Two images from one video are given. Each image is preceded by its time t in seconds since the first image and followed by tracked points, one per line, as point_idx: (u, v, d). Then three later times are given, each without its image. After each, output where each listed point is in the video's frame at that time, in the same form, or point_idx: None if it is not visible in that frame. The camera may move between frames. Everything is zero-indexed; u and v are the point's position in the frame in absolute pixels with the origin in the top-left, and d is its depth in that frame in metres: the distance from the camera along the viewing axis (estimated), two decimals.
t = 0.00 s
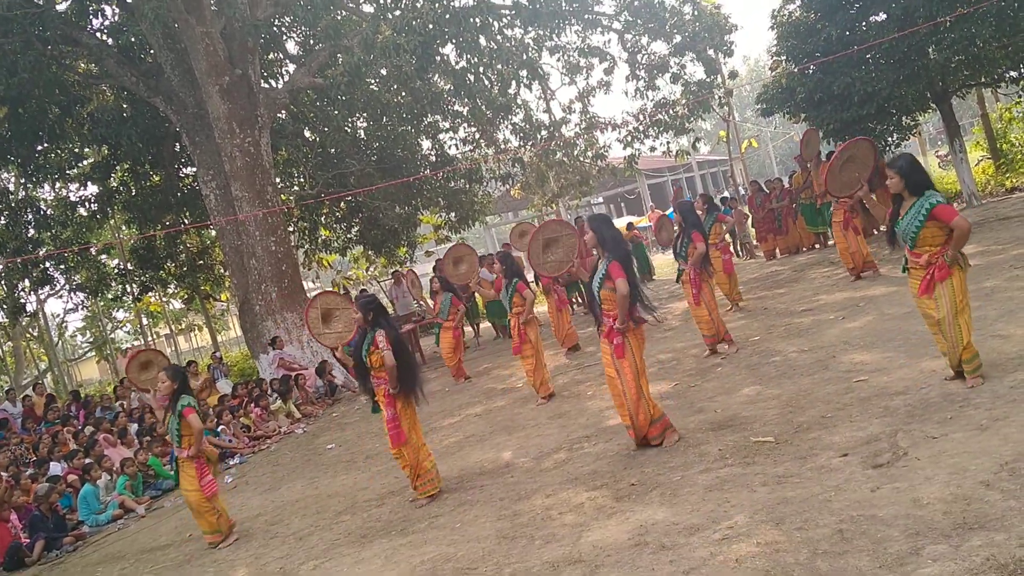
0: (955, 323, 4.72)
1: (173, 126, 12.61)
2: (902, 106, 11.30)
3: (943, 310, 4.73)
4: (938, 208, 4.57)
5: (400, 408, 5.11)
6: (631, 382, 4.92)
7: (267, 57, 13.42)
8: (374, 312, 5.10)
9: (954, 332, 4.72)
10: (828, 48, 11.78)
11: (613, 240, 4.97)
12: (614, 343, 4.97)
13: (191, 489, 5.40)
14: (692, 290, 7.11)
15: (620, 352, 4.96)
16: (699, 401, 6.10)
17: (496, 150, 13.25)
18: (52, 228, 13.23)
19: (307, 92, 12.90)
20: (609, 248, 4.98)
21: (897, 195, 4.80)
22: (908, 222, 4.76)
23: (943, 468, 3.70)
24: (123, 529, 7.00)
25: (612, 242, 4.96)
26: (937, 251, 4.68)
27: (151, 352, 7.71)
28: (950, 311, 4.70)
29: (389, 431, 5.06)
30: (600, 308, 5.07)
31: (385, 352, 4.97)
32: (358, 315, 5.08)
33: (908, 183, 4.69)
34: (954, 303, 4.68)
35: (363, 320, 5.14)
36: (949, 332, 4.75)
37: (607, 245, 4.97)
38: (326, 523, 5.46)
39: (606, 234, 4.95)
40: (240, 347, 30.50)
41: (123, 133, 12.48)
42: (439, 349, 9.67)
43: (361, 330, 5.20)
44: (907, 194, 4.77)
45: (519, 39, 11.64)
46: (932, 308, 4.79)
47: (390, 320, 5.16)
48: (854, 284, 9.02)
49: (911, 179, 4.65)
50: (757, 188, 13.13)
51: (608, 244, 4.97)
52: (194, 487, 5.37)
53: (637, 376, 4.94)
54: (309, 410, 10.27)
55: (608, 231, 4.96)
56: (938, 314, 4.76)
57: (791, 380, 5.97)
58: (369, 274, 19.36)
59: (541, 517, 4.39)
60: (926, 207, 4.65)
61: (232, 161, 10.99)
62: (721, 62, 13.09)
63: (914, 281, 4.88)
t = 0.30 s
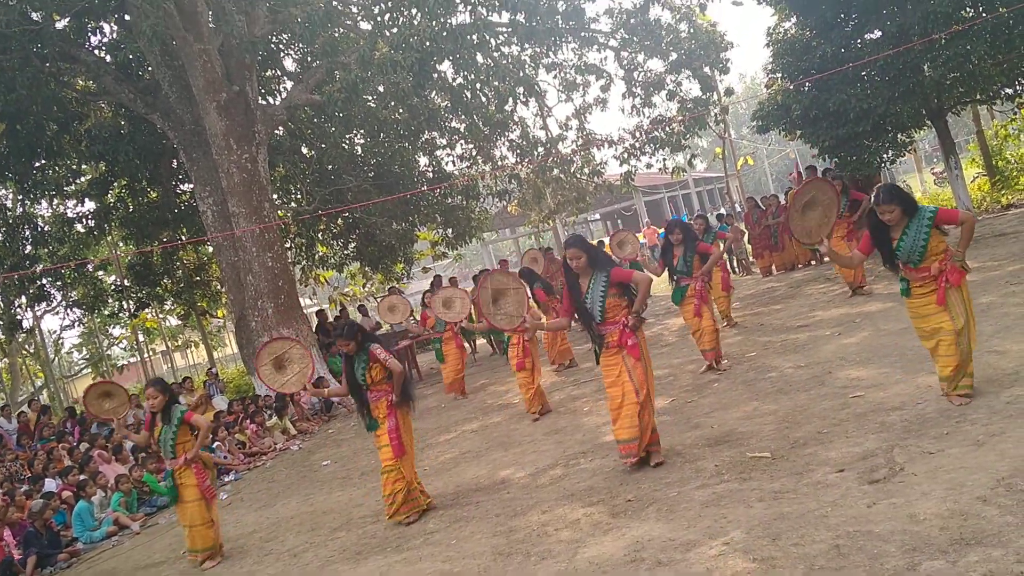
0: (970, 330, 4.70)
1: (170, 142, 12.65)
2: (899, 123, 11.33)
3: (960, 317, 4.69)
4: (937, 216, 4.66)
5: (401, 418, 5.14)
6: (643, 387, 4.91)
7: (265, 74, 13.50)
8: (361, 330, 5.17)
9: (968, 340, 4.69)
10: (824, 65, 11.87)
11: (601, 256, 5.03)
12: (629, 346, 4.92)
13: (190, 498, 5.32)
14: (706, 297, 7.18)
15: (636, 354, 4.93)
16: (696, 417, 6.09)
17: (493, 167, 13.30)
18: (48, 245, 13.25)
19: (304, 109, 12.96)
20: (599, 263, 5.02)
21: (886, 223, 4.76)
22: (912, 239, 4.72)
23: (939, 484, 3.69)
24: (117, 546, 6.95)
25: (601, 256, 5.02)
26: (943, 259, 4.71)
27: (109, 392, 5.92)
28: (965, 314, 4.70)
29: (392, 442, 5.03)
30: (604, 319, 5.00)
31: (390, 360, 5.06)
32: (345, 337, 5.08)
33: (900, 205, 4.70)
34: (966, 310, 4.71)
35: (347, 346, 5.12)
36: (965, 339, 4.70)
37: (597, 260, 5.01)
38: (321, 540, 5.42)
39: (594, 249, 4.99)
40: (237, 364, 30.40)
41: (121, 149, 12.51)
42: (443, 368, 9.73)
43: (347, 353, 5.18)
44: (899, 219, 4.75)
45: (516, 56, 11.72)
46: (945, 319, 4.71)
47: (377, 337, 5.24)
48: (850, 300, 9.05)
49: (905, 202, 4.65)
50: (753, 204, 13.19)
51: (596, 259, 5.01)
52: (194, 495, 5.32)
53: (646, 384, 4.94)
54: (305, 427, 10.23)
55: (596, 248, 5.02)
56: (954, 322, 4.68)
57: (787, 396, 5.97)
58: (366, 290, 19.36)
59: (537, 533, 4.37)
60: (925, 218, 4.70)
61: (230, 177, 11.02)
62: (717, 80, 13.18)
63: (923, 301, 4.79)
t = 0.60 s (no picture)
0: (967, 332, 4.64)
1: (169, 143, 12.66)
2: (897, 128, 11.34)
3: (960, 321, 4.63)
4: (938, 237, 4.57)
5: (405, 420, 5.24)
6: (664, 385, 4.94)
7: (264, 76, 13.52)
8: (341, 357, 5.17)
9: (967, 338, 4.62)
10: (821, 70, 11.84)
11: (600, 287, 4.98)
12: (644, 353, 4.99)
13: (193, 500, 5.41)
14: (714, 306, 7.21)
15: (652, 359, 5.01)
16: (692, 420, 6.08)
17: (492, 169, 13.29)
18: (46, 245, 13.24)
19: (302, 111, 12.95)
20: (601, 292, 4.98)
21: (889, 259, 4.63)
22: (919, 266, 4.61)
23: (935, 487, 3.69)
24: (112, 546, 6.93)
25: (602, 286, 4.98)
26: (943, 274, 4.66)
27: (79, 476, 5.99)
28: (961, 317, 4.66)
29: (405, 445, 5.12)
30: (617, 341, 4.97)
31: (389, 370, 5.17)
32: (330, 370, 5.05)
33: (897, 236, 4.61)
34: (966, 317, 4.68)
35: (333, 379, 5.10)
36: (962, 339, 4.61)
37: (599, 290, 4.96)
38: (316, 541, 5.41)
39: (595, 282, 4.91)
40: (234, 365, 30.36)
41: (119, 149, 12.50)
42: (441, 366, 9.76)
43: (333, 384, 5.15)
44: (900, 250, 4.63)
45: (514, 59, 11.73)
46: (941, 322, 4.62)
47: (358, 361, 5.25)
48: (848, 304, 9.05)
49: (902, 230, 4.57)
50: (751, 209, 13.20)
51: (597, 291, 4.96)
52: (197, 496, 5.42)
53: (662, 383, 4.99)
54: (302, 428, 10.23)
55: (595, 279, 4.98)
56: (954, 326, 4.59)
57: (784, 399, 5.97)
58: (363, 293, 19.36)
59: (532, 534, 4.36)
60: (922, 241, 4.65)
61: (228, 178, 11.02)
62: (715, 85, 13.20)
63: (928, 316, 4.69)
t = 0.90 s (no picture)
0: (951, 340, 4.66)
1: (164, 132, 12.61)
2: (892, 128, 11.37)
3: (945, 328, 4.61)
4: (933, 226, 4.55)
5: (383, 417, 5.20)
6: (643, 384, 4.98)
7: (261, 67, 13.47)
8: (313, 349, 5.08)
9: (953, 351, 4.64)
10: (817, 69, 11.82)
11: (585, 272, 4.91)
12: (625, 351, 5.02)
13: (169, 497, 5.42)
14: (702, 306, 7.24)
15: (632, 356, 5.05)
16: (683, 416, 6.10)
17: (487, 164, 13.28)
18: (40, 233, 13.20)
19: (298, 103, 12.90)
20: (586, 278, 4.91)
21: (880, 231, 4.61)
22: (908, 249, 4.58)
23: (925, 485, 3.71)
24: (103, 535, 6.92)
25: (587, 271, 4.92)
26: (926, 268, 4.67)
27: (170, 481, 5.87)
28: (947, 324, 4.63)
29: (386, 441, 5.11)
30: (601, 329, 4.95)
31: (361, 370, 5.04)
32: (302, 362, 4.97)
33: (892, 212, 4.57)
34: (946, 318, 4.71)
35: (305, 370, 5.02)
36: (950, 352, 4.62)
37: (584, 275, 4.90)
38: (306, 532, 5.41)
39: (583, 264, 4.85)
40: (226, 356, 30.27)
41: (114, 138, 12.41)
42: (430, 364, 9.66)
43: (307, 375, 5.05)
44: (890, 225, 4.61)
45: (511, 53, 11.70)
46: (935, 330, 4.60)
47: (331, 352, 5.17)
48: (840, 304, 9.09)
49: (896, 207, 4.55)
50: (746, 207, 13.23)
51: (582, 276, 4.90)
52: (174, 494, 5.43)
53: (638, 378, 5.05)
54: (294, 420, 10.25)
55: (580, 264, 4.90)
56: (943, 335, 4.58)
57: (775, 396, 5.99)
58: (358, 286, 19.33)
59: (522, 528, 4.36)
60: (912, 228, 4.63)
61: (223, 168, 10.97)
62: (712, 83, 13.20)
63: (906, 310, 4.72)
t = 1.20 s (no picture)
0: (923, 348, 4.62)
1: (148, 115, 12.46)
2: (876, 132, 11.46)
3: (911, 333, 4.61)
4: (913, 219, 4.58)
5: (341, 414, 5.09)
6: (600, 387, 4.85)
7: (247, 52, 13.35)
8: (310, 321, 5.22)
9: (921, 359, 4.61)
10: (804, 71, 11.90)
11: (571, 250, 4.97)
12: (582, 348, 4.89)
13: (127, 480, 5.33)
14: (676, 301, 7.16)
15: (589, 357, 4.89)
16: (661, 412, 6.12)
17: (473, 157, 13.25)
18: (19, 213, 13.04)
19: (284, 89, 12.79)
20: (571, 257, 4.98)
21: (862, 210, 4.76)
22: (880, 234, 4.68)
23: (898, 486, 3.74)
24: (75, 518, 6.85)
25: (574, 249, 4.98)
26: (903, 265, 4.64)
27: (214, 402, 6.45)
28: (914, 329, 4.62)
29: (331, 437, 5.00)
30: (563, 315, 4.98)
31: (327, 350, 5.04)
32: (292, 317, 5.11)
33: (879, 196, 4.71)
34: (921, 322, 4.61)
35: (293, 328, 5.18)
36: (916, 359, 4.61)
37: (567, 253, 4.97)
38: (280, 520, 5.37)
39: (563, 243, 4.93)
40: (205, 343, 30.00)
41: (97, 119, 12.17)
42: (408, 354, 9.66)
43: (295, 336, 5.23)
44: (873, 208, 4.75)
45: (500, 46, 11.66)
46: (901, 332, 4.63)
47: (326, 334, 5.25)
48: (819, 305, 9.18)
49: (883, 192, 4.70)
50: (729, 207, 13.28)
51: (565, 254, 4.97)
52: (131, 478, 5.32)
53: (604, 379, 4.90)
54: (271, 408, 10.17)
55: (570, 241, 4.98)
56: (908, 337, 4.61)
57: (753, 395, 6.02)
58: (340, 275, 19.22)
59: (497, 520, 4.36)
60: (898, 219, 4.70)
61: (206, 153, 10.85)
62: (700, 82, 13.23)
63: (875, 305, 4.71)
